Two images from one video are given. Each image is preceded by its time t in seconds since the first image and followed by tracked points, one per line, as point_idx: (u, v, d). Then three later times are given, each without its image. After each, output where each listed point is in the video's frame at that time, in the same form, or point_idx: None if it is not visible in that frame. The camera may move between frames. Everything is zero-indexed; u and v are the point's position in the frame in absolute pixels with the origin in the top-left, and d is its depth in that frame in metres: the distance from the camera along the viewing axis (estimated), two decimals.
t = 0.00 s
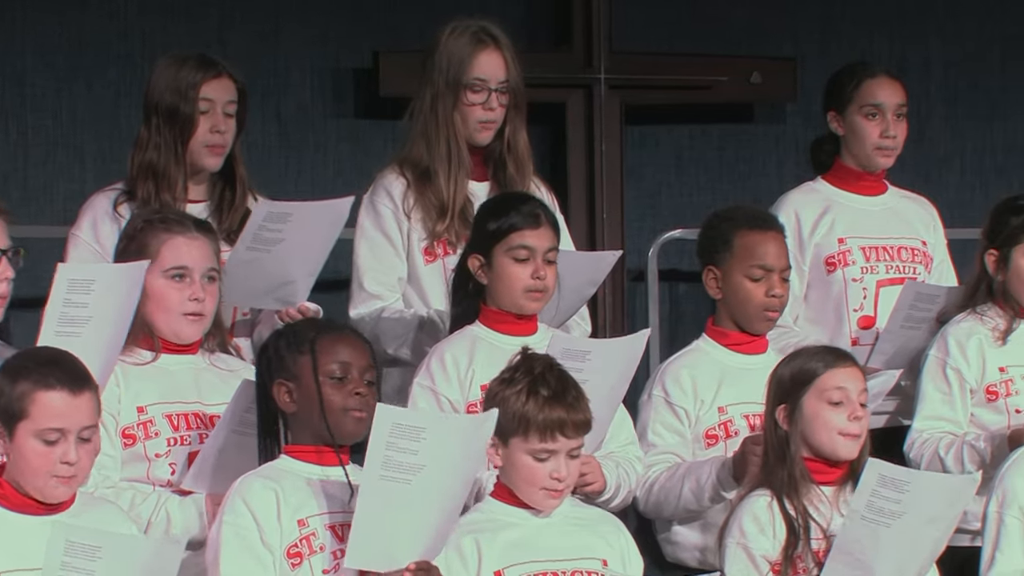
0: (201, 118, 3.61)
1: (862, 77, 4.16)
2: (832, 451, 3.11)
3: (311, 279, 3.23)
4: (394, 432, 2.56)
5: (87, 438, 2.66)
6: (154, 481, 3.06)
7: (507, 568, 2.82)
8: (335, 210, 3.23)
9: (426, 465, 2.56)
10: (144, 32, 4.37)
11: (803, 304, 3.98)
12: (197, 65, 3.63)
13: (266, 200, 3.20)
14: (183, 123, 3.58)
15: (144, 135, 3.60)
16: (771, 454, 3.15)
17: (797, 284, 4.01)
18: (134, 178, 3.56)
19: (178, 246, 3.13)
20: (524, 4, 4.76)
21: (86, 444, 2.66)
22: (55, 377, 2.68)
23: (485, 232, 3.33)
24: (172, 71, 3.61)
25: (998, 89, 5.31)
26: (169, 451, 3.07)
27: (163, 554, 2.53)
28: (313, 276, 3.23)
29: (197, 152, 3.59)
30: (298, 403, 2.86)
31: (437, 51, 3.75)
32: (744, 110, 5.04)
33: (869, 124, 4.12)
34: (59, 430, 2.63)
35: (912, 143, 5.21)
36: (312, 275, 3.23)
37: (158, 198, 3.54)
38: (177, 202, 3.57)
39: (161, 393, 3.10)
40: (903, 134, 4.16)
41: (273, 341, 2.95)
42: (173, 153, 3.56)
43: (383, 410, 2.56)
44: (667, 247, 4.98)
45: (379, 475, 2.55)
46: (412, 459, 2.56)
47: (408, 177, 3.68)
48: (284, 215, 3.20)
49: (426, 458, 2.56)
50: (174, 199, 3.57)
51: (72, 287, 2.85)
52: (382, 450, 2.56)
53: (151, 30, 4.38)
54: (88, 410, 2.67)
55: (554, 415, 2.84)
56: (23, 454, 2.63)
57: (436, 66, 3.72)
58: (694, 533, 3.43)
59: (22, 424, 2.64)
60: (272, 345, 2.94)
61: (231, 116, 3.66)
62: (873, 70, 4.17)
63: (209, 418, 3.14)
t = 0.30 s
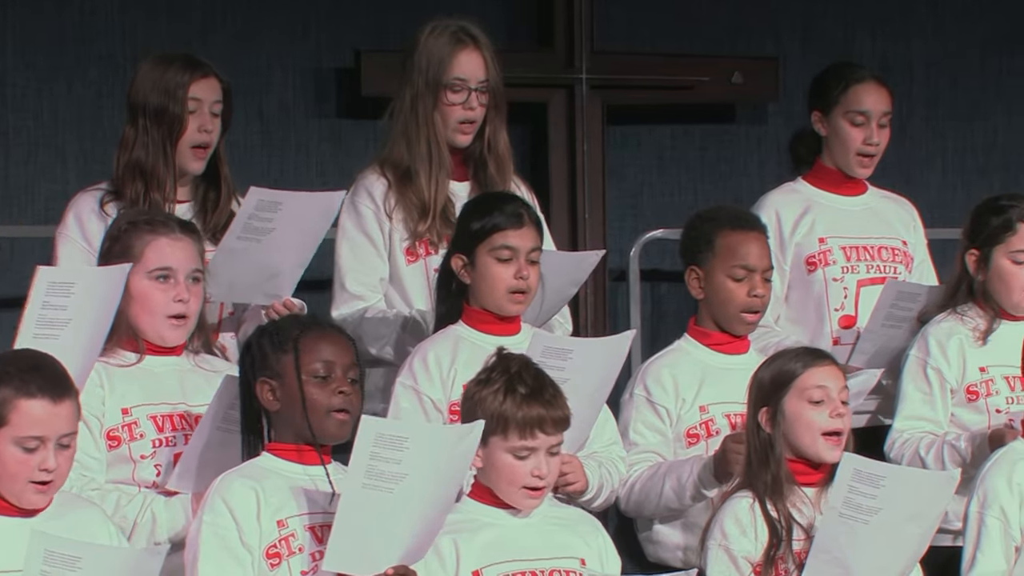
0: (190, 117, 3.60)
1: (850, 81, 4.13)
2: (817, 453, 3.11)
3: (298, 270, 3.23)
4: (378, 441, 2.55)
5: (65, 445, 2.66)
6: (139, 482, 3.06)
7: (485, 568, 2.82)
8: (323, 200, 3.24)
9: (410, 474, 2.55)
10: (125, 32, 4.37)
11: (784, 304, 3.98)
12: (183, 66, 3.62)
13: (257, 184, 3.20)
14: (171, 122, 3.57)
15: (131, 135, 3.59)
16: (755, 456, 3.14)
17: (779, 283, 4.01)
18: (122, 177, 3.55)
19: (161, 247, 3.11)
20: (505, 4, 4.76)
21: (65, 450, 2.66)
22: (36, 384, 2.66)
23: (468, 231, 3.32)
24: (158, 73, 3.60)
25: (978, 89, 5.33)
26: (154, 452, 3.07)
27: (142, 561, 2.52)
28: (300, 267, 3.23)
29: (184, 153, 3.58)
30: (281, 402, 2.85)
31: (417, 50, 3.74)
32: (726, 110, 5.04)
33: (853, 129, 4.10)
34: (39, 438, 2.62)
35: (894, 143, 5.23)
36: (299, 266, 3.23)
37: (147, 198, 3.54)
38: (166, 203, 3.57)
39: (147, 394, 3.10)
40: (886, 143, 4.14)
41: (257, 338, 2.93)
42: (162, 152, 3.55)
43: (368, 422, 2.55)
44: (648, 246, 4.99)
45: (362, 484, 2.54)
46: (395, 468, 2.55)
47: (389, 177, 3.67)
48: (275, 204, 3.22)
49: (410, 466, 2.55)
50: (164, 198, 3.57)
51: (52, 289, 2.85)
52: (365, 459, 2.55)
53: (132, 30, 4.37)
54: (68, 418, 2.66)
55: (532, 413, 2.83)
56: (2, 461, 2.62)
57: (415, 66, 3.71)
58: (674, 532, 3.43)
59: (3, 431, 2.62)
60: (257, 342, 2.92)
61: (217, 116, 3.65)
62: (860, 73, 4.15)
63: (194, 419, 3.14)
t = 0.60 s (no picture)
0: (191, 118, 3.59)
1: (844, 83, 4.13)
2: (812, 451, 3.11)
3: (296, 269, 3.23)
4: (357, 444, 2.52)
5: (54, 448, 2.66)
6: (130, 481, 3.05)
7: (478, 568, 2.82)
8: (322, 199, 3.26)
9: (389, 472, 2.53)
10: (118, 32, 4.36)
11: (776, 304, 3.99)
12: (183, 67, 3.61)
13: (256, 178, 3.23)
14: (172, 123, 3.57)
15: (130, 135, 3.58)
16: (749, 456, 3.15)
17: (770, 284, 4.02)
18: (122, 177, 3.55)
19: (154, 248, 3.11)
20: (498, 4, 4.76)
21: (54, 453, 2.65)
22: (25, 387, 2.65)
23: (461, 231, 3.32)
24: (158, 73, 3.59)
25: (971, 89, 5.33)
26: (145, 450, 3.06)
27: (129, 562, 2.53)
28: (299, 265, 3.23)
29: (185, 154, 3.58)
30: (270, 402, 2.84)
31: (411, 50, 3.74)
32: (719, 110, 5.05)
33: (846, 132, 4.09)
34: (28, 441, 2.62)
35: (886, 144, 5.23)
36: (297, 264, 3.23)
37: (148, 199, 3.54)
38: (167, 202, 3.58)
39: (137, 392, 3.09)
40: (878, 145, 4.14)
41: (250, 336, 2.93)
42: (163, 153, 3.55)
43: (345, 425, 2.51)
44: (641, 246, 4.99)
45: (344, 487, 2.50)
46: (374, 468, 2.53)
47: (383, 177, 3.67)
48: (274, 200, 3.24)
49: (388, 464, 2.53)
50: (165, 198, 3.57)
51: (41, 293, 2.84)
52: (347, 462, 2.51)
53: (124, 30, 4.37)
54: (57, 421, 2.65)
55: (520, 414, 2.84)
56: None
57: (410, 65, 3.71)
58: (667, 532, 3.43)
59: None
60: (248, 340, 2.92)
61: (217, 117, 3.65)
62: (853, 76, 4.14)
63: (185, 417, 3.14)
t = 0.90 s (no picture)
0: (183, 119, 3.59)
1: (831, 82, 4.13)
2: (803, 452, 3.12)
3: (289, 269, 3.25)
4: (351, 458, 2.50)
5: (41, 447, 2.65)
6: (106, 483, 3.04)
7: (469, 567, 2.82)
8: (317, 201, 3.23)
9: (381, 486, 2.53)
10: (106, 31, 4.36)
11: (764, 303, 3.99)
12: (176, 67, 3.61)
13: (252, 182, 3.12)
14: (164, 124, 3.57)
15: (122, 135, 3.58)
16: (742, 456, 3.15)
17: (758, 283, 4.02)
18: (115, 178, 3.55)
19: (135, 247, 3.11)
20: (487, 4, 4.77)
21: (40, 452, 2.65)
22: (11, 386, 2.65)
23: (452, 231, 3.32)
24: (151, 74, 3.59)
25: (959, 90, 5.34)
26: (121, 452, 3.06)
27: (116, 562, 2.53)
28: (291, 267, 3.25)
29: (178, 155, 3.58)
30: (257, 404, 2.84)
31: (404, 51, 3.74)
32: (707, 111, 5.05)
33: (835, 132, 4.09)
34: (14, 440, 2.61)
35: (874, 144, 5.24)
36: (290, 266, 3.25)
37: (140, 200, 3.54)
38: (160, 202, 3.58)
39: (114, 394, 3.09)
40: (867, 144, 4.14)
41: (235, 334, 2.92)
42: (155, 153, 3.55)
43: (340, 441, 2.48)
44: (629, 247, 4.99)
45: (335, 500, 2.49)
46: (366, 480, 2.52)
47: (375, 177, 3.68)
48: (270, 201, 3.17)
49: (380, 479, 2.52)
50: (157, 198, 3.57)
51: (40, 290, 2.84)
52: (339, 474, 2.49)
53: (113, 30, 4.37)
54: (43, 420, 2.65)
55: (515, 415, 2.84)
56: None
57: (404, 66, 3.71)
58: (657, 531, 3.43)
59: None
60: (235, 339, 2.91)
61: (210, 118, 3.64)
62: (841, 75, 4.14)
63: (162, 420, 3.14)
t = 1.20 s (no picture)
0: (171, 121, 3.59)
1: (817, 82, 4.13)
2: (791, 448, 3.12)
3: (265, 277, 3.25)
4: (329, 439, 2.52)
5: (27, 444, 2.65)
6: (79, 481, 3.05)
7: (460, 564, 2.83)
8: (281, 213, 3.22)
9: (360, 467, 2.54)
10: (95, 31, 4.36)
11: (752, 302, 4.00)
12: (165, 68, 3.61)
13: (213, 210, 3.09)
14: (152, 126, 3.56)
15: (112, 138, 3.58)
16: (728, 454, 3.16)
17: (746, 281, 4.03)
18: (105, 180, 3.55)
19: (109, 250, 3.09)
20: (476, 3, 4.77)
21: (27, 449, 2.65)
22: None
23: (441, 230, 3.32)
24: (140, 75, 3.59)
25: (947, 90, 5.36)
26: (94, 451, 3.06)
27: (105, 559, 2.52)
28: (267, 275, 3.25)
29: (167, 156, 3.58)
30: (245, 401, 2.83)
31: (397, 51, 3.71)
32: (695, 111, 5.06)
33: (822, 130, 4.09)
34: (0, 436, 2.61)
35: (861, 144, 5.26)
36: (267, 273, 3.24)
37: (129, 202, 3.54)
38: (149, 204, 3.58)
39: (89, 393, 3.09)
40: (854, 142, 4.14)
41: (225, 332, 2.92)
42: (144, 155, 3.55)
43: (318, 419, 2.51)
44: (617, 247, 5.01)
45: (316, 482, 2.51)
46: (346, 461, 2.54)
47: (365, 175, 3.67)
48: (234, 225, 3.14)
49: (359, 458, 2.54)
50: (146, 200, 3.56)
51: (34, 286, 2.85)
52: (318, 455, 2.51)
53: (102, 30, 4.37)
54: (29, 416, 2.65)
55: (507, 413, 2.84)
56: None
57: (396, 66, 3.68)
58: (646, 530, 3.44)
59: None
60: (225, 335, 2.91)
61: (199, 119, 3.64)
62: (827, 73, 4.14)
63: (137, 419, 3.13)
